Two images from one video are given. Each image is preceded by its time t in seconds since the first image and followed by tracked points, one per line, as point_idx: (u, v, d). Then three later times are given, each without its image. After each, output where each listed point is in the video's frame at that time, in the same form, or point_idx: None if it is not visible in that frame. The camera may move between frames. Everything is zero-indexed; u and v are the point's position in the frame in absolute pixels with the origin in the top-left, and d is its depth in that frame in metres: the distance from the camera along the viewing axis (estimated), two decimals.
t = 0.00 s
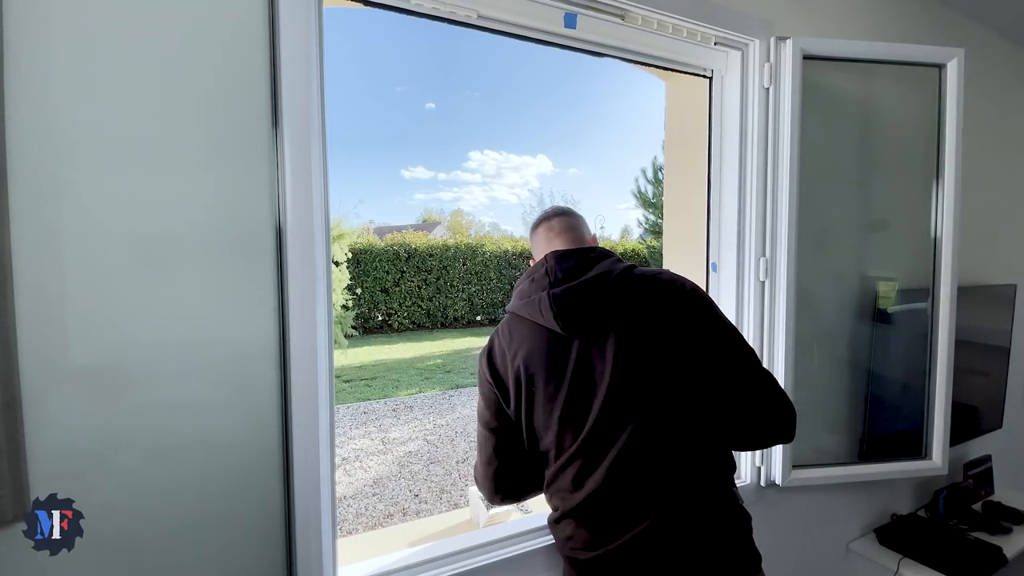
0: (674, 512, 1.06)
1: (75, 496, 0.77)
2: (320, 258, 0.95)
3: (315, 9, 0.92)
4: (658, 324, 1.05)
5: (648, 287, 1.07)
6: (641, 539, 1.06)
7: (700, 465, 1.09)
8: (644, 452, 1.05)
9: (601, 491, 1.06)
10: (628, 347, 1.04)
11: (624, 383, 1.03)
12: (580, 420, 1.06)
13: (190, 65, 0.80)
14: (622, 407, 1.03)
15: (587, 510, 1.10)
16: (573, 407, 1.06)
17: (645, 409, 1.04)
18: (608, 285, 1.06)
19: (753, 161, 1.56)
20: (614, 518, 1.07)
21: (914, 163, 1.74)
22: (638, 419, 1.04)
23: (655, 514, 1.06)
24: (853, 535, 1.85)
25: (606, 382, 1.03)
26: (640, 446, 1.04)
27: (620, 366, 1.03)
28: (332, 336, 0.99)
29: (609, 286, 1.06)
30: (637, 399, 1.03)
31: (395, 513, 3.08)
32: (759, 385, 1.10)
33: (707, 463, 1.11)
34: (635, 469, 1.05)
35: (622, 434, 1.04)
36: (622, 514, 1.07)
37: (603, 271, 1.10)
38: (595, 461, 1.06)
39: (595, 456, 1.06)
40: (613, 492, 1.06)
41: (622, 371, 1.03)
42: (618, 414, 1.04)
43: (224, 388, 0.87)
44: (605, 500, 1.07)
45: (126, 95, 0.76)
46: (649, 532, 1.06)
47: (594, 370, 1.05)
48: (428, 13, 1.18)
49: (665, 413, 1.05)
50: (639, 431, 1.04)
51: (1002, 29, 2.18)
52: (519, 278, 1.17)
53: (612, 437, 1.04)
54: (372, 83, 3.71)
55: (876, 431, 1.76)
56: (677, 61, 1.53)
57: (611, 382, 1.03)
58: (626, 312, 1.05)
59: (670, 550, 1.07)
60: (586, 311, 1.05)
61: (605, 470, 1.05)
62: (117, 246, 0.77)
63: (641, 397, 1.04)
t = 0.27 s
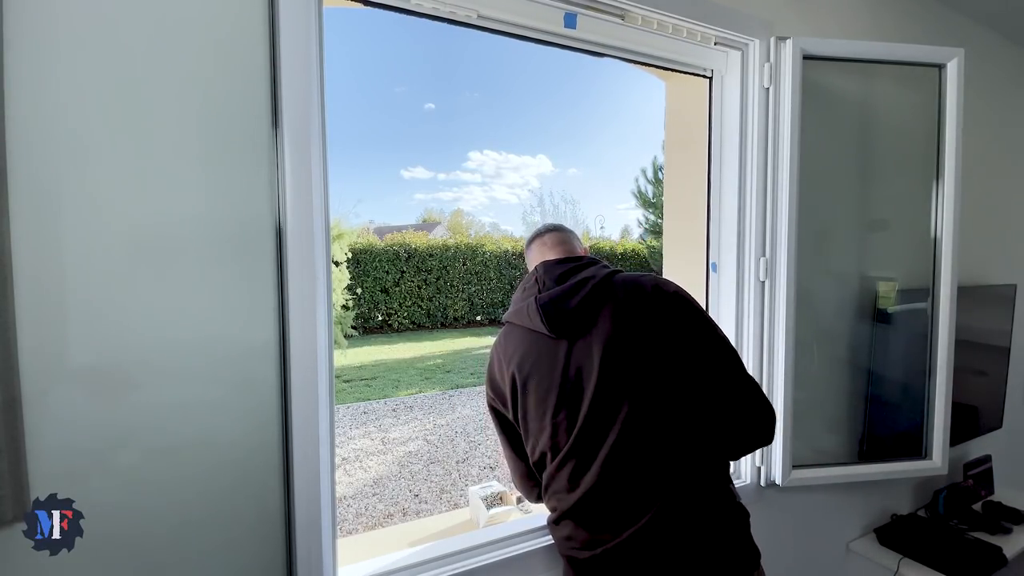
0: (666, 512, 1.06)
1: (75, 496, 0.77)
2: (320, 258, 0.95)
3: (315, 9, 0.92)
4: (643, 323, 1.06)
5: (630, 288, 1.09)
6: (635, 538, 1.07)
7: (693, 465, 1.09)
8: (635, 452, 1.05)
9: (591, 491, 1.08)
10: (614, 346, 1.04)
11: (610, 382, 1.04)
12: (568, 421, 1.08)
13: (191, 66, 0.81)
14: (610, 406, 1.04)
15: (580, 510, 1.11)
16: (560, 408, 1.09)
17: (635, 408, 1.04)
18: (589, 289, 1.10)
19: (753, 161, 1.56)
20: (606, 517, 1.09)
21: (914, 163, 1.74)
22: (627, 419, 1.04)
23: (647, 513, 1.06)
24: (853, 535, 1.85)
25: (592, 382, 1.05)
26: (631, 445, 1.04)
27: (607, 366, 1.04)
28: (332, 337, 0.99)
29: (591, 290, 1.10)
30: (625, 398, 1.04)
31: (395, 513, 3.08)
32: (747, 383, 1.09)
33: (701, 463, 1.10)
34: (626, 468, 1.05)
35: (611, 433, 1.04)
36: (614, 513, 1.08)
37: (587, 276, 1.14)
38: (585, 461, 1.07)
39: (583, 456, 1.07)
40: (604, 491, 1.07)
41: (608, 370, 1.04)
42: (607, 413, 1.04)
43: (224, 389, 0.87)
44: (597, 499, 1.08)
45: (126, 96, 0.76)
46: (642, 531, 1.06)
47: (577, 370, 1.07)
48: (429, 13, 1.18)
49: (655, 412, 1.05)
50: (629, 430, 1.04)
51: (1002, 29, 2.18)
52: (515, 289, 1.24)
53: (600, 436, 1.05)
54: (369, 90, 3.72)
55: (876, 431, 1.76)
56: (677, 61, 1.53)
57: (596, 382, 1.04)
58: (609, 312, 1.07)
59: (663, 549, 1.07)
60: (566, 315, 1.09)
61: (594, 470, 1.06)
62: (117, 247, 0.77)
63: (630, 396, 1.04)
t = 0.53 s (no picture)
0: (827, 499, 1.08)
1: (75, 496, 0.77)
2: (320, 258, 0.95)
3: (315, 9, 0.92)
4: (727, 323, 1.08)
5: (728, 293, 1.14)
6: (802, 537, 1.08)
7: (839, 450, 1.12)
8: (795, 451, 1.06)
9: (758, 501, 1.08)
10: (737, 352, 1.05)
11: (758, 385, 1.05)
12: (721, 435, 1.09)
13: (190, 66, 0.81)
14: (767, 407, 1.06)
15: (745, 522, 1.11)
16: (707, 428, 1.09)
17: (783, 403, 1.06)
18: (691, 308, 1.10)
19: (753, 161, 1.56)
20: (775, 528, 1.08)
21: (915, 162, 1.74)
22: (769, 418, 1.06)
23: (796, 516, 1.07)
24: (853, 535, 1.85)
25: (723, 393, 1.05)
26: (792, 445, 1.05)
27: (744, 372, 1.05)
28: (331, 337, 0.99)
29: (694, 306, 1.10)
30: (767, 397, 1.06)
31: (395, 513, 3.04)
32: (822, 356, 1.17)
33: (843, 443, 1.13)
34: (786, 470, 1.06)
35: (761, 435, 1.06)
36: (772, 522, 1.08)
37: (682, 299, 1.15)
38: (743, 470, 1.08)
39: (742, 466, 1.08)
40: (767, 497, 1.07)
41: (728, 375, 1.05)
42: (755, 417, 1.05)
43: (225, 389, 0.87)
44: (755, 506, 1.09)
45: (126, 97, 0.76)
46: (808, 526, 1.08)
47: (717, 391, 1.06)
48: (429, 13, 1.18)
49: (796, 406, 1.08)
50: (780, 428, 1.06)
51: (1002, 30, 2.18)
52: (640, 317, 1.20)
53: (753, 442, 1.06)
54: (369, 95, 3.83)
55: (877, 431, 1.76)
56: (677, 61, 1.53)
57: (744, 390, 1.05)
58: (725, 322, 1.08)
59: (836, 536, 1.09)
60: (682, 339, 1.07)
61: (755, 476, 1.07)
62: (117, 247, 0.77)
63: (776, 398, 1.06)
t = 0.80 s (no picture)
0: (815, 500, 1.07)
1: (75, 496, 0.77)
2: (321, 259, 0.95)
3: (315, 9, 0.92)
4: (709, 321, 1.08)
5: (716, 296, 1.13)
6: (786, 537, 1.06)
7: (829, 450, 1.10)
8: (780, 449, 1.06)
9: (740, 498, 1.08)
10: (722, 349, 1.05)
11: (741, 382, 1.04)
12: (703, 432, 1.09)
13: (190, 67, 0.80)
14: (752, 405, 1.05)
15: (728, 520, 1.11)
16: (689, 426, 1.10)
17: (770, 402, 1.06)
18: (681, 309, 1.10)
19: (753, 161, 1.56)
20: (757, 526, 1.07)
21: (915, 163, 1.74)
22: (752, 415, 1.05)
23: (784, 515, 1.06)
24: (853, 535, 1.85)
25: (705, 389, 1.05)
26: (776, 443, 1.05)
27: (727, 369, 1.05)
28: (332, 337, 0.99)
29: (683, 306, 1.11)
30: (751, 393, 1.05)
31: (395, 513, 3.03)
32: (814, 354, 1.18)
33: (834, 443, 1.11)
34: (773, 467, 1.05)
35: (743, 432, 1.05)
36: (754, 520, 1.07)
37: (673, 301, 1.16)
38: (725, 466, 1.08)
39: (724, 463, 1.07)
40: (750, 494, 1.06)
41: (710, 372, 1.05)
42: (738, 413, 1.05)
43: (225, 390, 0.87)
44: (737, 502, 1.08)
45: (126, 97, 0.76)
46: (794, 526, 1.06)
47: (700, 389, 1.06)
48: (429, 13, 1.18)
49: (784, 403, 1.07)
50: (765, 427, 1.05)
51: (1003, 29, 2.18)
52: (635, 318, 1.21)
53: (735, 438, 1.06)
54: (370, 95, 3.88)
55: (877, 431, 1.76)
56: (677, 61, 1.53)
57: (727, 388, 1.04)
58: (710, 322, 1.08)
59: (826, 538, 1.07)
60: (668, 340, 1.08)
61: (739, 475, 1.07)
62: (117, 247, 0.77)
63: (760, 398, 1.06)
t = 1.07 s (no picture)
0: (808, 500, 1.07)
1: (75, 496, 0.77)
2: (321, 258, 0.95)
3: (315, 9, 0.92)
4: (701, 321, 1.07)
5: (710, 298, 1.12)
6: (778, 536, 1.07)
7: (825, 450, 1.10)
8: (773, 450, 1.05)
9: (729, 498, 1.08)
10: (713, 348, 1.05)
11: (733, 382, 1.04)
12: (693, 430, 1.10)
13: (189, 66, 0.80)
14: (744, 404, 1.06)
15: (719, 518, 1.11)
16: (679, 425, 1.10)
17: (762, 401, 1.06)
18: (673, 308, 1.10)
19: (753, 162, 1.56)
20: (748, 525, 1.08)
21: (915, 163, 1.74)
22: (743, 413, 1.05)
23: (777, 513, 1.06)
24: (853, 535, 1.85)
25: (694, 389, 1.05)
26: (767, 443, 1.05)
27: (719, 369, 1.05)
28: (332, 337, 0.99)
29: (678, 307, 1.09)
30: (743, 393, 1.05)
31: (395, 513, 3.03)
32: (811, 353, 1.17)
33: (829, 442, 1.11)
34: (766, 467, 1.05)
35: (734, 431, 1.06)
36: (744, 518, 1.08)
37: (666, 300, 1.15)
38: (715, 465, 1.09)
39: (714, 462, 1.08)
40: (739, 493, 1.07)
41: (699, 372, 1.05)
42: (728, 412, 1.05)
43: (225, 390, 0.87)
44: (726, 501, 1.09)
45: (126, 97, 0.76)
46: (786, 525, 1.06)
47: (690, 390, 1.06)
48: (429, 14, 1.18)
49: (777, 401, 1.07)
50: (756, 421, 1.06)
51: (1002, 30, 2.18)
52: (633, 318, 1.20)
53: (726, 437, 1.06)
54: (370, 95, 3.91)
55: (877, 431, 1.76)
56: (677, 61, 1.54)
57: (717, 388, 1.04)
58: (700, 323, 1.07)
59: (819, 537, 1.07)
60: (659, 339, 1.07)
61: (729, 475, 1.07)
62: (117, 247, 0.77)
63: (753, 397, 1.06)
